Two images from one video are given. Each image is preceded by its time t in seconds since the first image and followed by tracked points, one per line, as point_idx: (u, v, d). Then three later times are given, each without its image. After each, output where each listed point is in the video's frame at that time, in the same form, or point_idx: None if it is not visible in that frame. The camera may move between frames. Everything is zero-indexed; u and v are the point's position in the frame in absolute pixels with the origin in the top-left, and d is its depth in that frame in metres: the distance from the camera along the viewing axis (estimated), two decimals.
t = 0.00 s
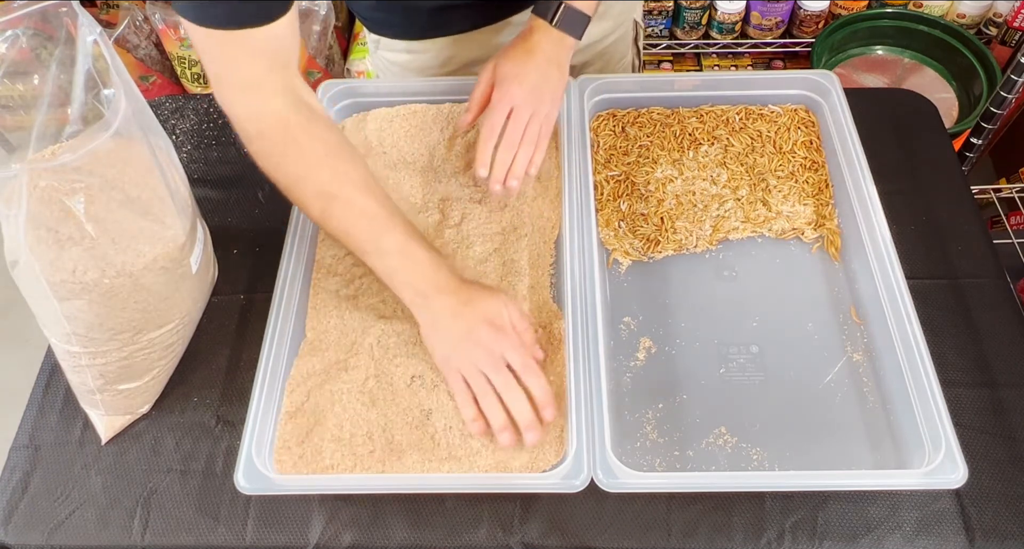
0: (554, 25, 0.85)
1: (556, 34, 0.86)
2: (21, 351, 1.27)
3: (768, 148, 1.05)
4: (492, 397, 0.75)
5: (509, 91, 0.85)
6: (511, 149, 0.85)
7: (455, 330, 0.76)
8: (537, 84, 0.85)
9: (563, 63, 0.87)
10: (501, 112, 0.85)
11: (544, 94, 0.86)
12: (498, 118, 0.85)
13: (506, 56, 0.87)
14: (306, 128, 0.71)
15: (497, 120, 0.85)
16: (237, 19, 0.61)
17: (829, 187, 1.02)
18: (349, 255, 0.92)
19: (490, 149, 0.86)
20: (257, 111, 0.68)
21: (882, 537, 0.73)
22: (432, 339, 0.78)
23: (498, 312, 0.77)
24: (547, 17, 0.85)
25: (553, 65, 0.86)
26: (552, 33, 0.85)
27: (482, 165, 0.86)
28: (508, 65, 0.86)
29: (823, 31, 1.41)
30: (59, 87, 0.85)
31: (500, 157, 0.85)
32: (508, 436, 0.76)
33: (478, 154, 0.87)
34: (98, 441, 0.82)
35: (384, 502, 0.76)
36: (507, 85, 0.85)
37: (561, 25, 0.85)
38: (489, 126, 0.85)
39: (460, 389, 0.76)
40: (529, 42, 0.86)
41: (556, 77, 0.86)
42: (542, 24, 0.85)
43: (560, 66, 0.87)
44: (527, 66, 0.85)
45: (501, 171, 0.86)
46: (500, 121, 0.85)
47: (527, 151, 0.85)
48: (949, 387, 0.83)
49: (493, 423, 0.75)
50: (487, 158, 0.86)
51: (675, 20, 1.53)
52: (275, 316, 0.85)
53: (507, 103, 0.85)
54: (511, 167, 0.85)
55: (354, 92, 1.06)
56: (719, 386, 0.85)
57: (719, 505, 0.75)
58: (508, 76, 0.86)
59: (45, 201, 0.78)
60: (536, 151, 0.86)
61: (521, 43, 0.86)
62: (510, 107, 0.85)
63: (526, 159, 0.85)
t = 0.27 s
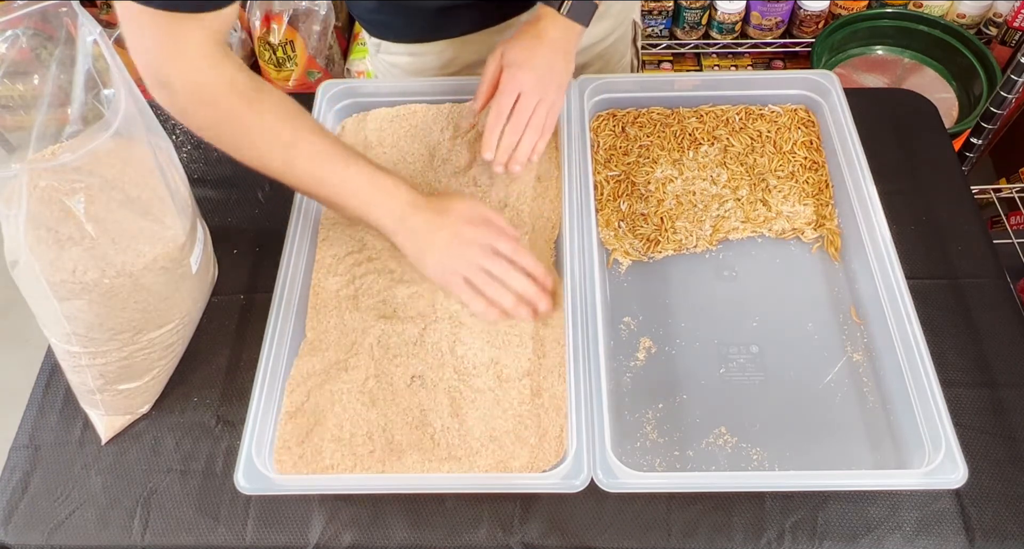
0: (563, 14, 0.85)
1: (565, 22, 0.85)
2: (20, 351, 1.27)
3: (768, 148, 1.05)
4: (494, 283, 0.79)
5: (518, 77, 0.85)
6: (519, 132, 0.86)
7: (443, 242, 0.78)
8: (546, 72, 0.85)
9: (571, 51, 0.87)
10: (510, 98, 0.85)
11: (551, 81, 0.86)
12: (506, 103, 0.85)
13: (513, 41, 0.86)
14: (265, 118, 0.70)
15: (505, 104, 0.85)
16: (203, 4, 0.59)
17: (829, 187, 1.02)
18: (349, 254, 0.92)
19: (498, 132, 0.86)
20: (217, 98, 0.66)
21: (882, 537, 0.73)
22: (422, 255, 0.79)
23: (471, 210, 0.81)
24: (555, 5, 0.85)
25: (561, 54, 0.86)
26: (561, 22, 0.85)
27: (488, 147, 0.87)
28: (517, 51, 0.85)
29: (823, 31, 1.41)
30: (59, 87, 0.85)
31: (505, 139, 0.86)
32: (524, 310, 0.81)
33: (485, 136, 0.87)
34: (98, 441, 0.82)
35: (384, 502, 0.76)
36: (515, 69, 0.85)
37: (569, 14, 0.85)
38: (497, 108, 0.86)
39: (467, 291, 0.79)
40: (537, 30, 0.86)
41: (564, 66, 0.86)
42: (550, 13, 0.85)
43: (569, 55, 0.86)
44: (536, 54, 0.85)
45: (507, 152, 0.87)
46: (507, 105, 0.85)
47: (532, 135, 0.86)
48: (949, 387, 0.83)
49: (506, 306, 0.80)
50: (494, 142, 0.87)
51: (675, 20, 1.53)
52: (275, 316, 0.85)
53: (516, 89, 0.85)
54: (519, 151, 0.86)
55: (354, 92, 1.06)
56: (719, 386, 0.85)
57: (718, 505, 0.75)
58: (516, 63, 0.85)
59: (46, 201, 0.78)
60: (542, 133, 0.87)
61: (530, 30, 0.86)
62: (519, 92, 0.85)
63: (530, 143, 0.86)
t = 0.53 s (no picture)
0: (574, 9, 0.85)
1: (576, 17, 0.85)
2: (20, 351, 1.27)
3: (768, 148, 1.05)
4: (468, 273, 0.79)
5: (528, 66, 0.83)
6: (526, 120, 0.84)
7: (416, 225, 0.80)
8: (556, 63, 0.84)
9: (580, 45, 0.86)
10: (520, 86, 0.83)
11: (560, 73, 0.85)
12: (515, 91, 0.83)
13: (524, 34, 0.86)
14: (257, 108, 0.70)
15: (514, 92, 0.84)
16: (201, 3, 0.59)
17: (829, 187, 1.02)
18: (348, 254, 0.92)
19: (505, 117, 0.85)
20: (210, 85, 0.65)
21: (882, 537, 0.73)
22: (395, 232, 0.81)
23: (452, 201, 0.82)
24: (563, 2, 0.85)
25: (571, 47, 0.85)
26: (571, 17, 0.85)
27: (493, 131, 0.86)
28: (528, 43, 0.84)
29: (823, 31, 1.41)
30: (59, 87, 0.85)
31: (512, 128, 0.85)
32: (476, 307, 0.81)
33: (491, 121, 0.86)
34: (98, 441, 0.82)
35: (384, 502, 0.76)
36: (526, 59, 0.84)
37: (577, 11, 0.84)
38: (505, 96, 0.84)
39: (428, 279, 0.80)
40: (547, 23, 0.85)
41: (574, 59, 0.86)
42: (560, 8, 0.85)
43: (578, 49, 0.86)
44: (546, 46, 0.84)
45: (512, 139, 0.85)
46: (516, 93, 0.84)
47: (540, 126, 0.85)
48: (949, 387, 0.83)
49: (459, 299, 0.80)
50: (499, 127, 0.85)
51: (675, 20, 1.53)
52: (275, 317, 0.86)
53: (525, 77, 0.83)
54: (525, 138, 0.85)
55: (354, 92, 1.06)
56: (719, 386, 0.85)
57: (718, 505, 0.75)
58: (527, 52, 0.84)
59: (47, 201, 0.78)
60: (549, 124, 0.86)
61: (541, 23, 0.85)
62: (529, 81, 0.83)
63: (536, 133, 0.85)
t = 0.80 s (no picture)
0: (566, 17, 0.85)
1: (569, 25, 0.85)
2: (20, 351, 1.27)
3: (768, 148, 1.05)
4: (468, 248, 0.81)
5: (524, 82, 0.84)
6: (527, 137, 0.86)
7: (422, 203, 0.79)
8: (552, 75, 0.85)
9: (575, 52, 0.86)
10: (517, 104, 0.85)
11: (557, 83, 0.85)
12: (512, 109, 0.85)
13: (517, 47, 0.86)
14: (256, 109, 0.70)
15: (513, 111, 0.85)
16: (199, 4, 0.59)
17: (829, 187, 1.02)
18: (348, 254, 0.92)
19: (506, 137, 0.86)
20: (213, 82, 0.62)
21: (882, 537, 0.73)
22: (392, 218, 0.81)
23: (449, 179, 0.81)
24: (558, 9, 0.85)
25: (566, 57, 0.85)
26: (563, 25, 0.85)
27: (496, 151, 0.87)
28: (522, 58, 0.85)
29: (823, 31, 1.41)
30: (59, 87, 0.85)
31: (516, 145, 0.87)
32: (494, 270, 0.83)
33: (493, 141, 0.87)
34: (98, 441, 0.82)
35: (384, 502, 0.76)
36: (522, 75, 0.85)
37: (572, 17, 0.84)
38: (504, 115, 0.85)
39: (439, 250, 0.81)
40: (540, 34, 0.85)
41: (570, 68, 0.86)
42: (553, 16, 0.85)
43: (574, 57, 0.86)
44: (541, 59, 0.84)
45: (517, 157, 0.87)
46: (514, 112, 0.85)
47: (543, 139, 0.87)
48: (949, 387, 0.83)
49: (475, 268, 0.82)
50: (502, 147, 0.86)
51: (675, 20, 1.53)
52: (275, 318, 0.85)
53: (522, 93, 0.84)
54: (529, 156, 0.87)
55: (353, 92, 1.06)
56: (719, 386, 0.85)
57: (718, 505, 0.75)
58: (521, 67, 0.85)
59: (47, 201, 0.78)
60: (550, 137, 0.87)
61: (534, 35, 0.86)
62: (525, 98, 0.85)
63: (541, 148, 0.87)
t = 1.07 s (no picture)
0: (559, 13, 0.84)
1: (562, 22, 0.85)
2: (20, 351, 1.27)
3: (768, 148, 1.05)
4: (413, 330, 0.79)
5: (516, 78, 0.84)
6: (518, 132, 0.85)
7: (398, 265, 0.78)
8: (544, 71, 0.85)
9: (569, 49, 0.86)
10: (508, 99, 0.85)
11: (551, 79, 0.85)
12: (503, 104, 0.85)
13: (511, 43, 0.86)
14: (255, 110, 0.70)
15: (503, 105, 0.85)
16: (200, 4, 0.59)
17: (829, 187, 1.02)
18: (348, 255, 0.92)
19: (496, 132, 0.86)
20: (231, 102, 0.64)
21: (882, 537, 0.73)
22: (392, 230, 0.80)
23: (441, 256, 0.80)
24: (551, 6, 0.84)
25: (558, 52, 0.85)
26: (557, 21, 0.85)
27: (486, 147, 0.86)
28: (514, 54, 0.85)
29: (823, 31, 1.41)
30: (58, 87, 0.85)
31: (507, 141, 0.86)
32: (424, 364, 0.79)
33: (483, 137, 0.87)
34: (98, 441, 0.82)
35: (384, 502, 0.76)
36: (513, 70, 0.85)
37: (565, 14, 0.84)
38: (494, 109, 0.85)
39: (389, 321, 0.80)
40: (533, 31, 0.86)
41: (562, 64, 0.86)
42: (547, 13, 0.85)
43: (567, 54, 0.86)
44: (533, 55, 0.85)
45: (507, 154, 0.86)
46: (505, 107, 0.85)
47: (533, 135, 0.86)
48: (949, 387, 0.83)
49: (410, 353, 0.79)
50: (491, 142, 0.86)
51: (675, 20, 1.53)
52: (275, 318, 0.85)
53: (514, 88, 0.84)
54: (520, 152, 0.86)
55: (353, 92, 1.06)
56: (719, 386, 0.85)
57: (718, 505, 0.75)
58: (514, 63, 0.85)
59: (47, 201, 0.78)
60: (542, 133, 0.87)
61: (527, 32, 0.86)
62: (517, 93, 0.85)
63: (531, 143, 0.86)
